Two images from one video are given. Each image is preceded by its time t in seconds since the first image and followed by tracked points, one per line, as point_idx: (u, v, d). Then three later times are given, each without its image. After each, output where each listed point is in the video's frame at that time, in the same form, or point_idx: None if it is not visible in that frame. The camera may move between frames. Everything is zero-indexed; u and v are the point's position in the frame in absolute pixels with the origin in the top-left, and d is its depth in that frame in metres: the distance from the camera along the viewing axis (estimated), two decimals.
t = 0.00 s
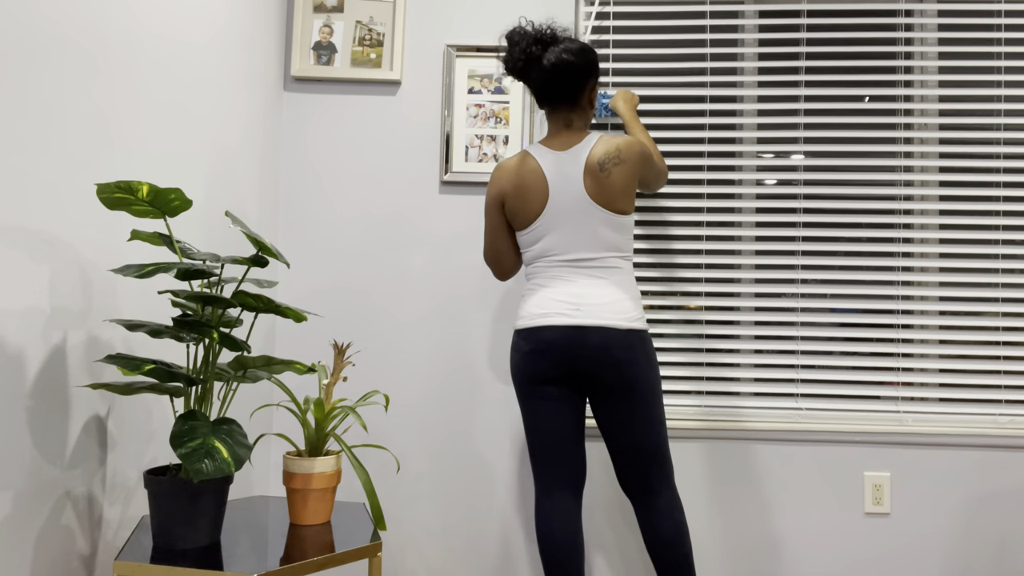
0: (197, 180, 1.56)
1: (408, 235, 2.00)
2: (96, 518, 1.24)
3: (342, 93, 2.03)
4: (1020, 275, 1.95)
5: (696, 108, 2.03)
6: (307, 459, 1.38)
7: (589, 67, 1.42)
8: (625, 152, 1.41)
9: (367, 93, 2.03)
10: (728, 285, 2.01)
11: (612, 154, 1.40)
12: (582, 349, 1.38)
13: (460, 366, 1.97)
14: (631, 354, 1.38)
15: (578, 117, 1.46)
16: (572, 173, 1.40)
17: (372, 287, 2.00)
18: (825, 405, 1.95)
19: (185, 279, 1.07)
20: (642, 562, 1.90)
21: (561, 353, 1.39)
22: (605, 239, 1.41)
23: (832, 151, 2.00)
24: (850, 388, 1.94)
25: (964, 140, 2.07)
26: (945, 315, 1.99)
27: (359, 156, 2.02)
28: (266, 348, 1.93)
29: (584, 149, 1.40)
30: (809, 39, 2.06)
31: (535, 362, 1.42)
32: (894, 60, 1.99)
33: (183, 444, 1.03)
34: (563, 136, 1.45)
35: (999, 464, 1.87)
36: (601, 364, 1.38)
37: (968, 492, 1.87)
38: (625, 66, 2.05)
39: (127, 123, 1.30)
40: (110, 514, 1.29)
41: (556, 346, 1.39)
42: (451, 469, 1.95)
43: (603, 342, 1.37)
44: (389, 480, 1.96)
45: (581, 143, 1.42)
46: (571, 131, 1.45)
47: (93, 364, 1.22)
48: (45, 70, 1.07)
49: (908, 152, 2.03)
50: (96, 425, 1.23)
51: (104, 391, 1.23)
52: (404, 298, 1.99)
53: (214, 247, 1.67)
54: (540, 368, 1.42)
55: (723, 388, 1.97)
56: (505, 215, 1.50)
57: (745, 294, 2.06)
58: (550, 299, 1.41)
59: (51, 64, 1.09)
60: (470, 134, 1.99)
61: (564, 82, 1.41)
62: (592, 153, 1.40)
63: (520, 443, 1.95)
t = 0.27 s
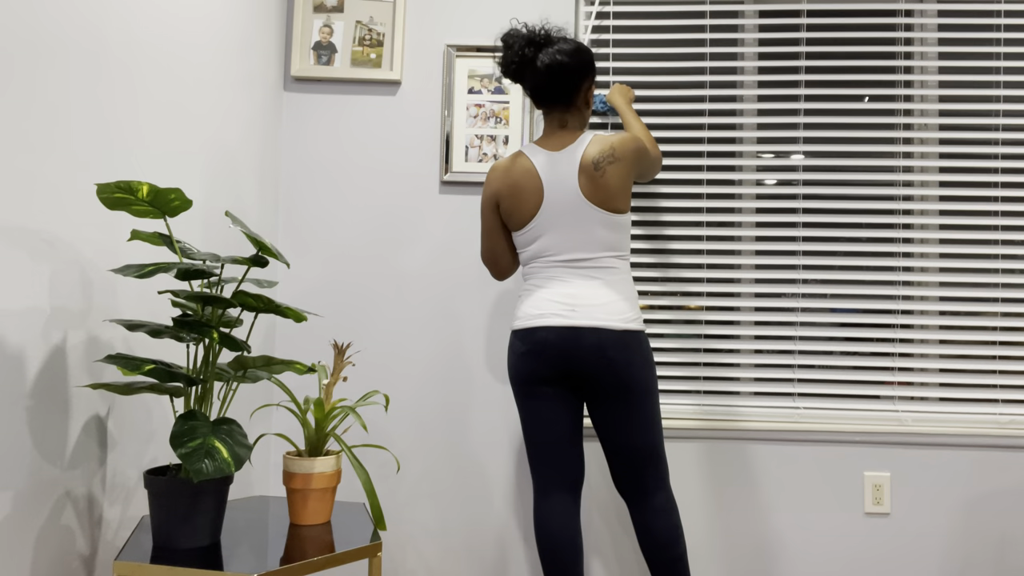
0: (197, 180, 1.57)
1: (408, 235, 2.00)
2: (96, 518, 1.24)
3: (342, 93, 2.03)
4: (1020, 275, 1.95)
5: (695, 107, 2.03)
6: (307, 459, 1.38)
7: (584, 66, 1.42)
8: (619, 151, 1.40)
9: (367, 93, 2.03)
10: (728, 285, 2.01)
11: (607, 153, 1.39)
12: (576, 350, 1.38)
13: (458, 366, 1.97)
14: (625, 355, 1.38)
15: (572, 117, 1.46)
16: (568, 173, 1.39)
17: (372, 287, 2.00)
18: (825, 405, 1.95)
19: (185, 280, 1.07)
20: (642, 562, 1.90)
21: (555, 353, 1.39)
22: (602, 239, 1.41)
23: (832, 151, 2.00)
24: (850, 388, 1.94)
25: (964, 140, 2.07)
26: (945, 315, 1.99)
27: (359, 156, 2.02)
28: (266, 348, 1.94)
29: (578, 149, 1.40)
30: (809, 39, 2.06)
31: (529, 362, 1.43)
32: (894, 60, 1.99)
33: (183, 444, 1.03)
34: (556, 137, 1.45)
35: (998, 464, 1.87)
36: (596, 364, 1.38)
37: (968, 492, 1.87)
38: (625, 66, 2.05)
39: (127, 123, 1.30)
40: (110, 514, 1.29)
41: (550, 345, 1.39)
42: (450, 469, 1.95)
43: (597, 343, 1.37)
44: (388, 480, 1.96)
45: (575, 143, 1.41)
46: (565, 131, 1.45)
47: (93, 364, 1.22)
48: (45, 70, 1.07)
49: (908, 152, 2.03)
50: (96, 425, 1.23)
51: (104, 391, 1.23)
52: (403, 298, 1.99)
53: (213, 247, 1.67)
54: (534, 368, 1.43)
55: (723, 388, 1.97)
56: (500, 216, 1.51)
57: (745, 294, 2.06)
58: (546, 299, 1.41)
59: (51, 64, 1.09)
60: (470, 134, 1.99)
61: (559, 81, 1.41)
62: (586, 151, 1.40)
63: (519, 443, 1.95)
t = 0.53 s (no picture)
0: (197, 180, 1.56)
1: (408, 235, 2.00)
2: (96, 518, 1.24)
3: (343, 93, 2.03)
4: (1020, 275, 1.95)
5: (695, 107, 2.03)
6: (307, 459, 1.38)
7: (587, 66, 1.42)
8: (620, 152, 1.41)
9: (366, 93, 2.03)
10: (728, 285, 2.01)
11: (608, 153, 1.40)
12: (578, 350, 1.38)
13: (459, 366, 1.97)
14: (627, 356, 1.38)
15: (575, 118, 1.46)
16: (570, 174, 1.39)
17: (372, 287, 2.00)
18: (825, 405, 1.95)
19: (185, 280, 1.07)
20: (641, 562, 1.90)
21: (557, 353, 1.39)
22: (603, 239, 1.41)
23: (832, 151, 2.00)
24: (851, 388, 1.94)
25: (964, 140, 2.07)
26: (945, 315, 1.99)
27: (359, 157, 2.02)
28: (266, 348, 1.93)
29: (581, 148, 1.40)
30: (809, 39, 2.06)
31: (531, 362, 1.43)
32: (894, 60, 1.99)
33: (183, 443, 1.03)
34: (559, 137, 1.45)
35: (999, 464, 1.87)
36: (597, 365, 1.38)
37: (968, 492, 1.87)
38: (625, 66, 2.05)
39: (127, 123, 1.29)
40: (110, 514, 1.29)
41: (551, 345, 1.39)
42: (450, 468, 1.95)
43: (598, 343, 1.37)
44: (388, 480, 1.96)
45: (578, 143, 1.41)
46: (568, 131, 1.46)
47: (93, 364, 1.22)
48: (45, 69, 1.07)
49: (908, 152, 2.03)
50: (96, 425, 1.23)
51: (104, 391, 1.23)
52: (404, 298, 1.99)
53: (213, 247, 1.67)
54: (536, 368, 1.43)
55: (723, 388, 1.97)
56: (502, 215, 1.51)
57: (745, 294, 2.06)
58: (548, 299, 1.42)
59: (51, 64, 1.09)
60: (470, 134, 1.99)
61: (562, 82, 1.41)
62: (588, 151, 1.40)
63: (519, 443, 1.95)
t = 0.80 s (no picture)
0: (197, 180, 1.57)
1: (408, 235, 2.00)
2: (96, 518, 1.24)
3: (343, 93, 2.03)
4: (1020, 275, 1.95)
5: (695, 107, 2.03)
6: (307, 459, 1.38)
7: (592, 67, 1.42)
8: (626, 152, 1.39)
9: (366, 93, 2.03)
10: (728, 285, 2.01)
11: (614, 153, 1.38)
12: (580, 349, 1.38)
13: (461, 366, 1.97)
14: (629, 355, 1.38)
15: (582, 119, 1.46)
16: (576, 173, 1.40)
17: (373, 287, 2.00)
18: (825, 405, 1.95)
19: (185, 280, 1.07)
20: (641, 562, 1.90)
21: (560, 353, 1.40)
22: (608, 240, 1.41)
23: (832, 151, 2.00)
24: (850, 388, 1.94)
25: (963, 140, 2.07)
26: (945, 315, 1.99)
27: (359, 157, 2.02)
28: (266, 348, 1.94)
29: (588, 148, 1.40)
30: (809, 39, 2.06)
31: (534, 362, 1.43)
32: (894, 60, 1.99)
33: (183, 444, 1.03)
34: (568, 136, 1.45)
35: (998, 464, 1.87)
36: (600, 365, 1.38)
37: (968, 492, 1.87)
38: (625, 66, 2.05)
39: (128, 122, 1.30)
40: (110, 514, 1.29)
41: (554, 345, 1.39)
42: (451, 468, 1.95)
43: (601, 343, 1.37)
44: (389, 480, 1.96)
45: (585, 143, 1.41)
46: (575, 132, 1.46)
47: (93, 364, 1.22)
48: (45, 70, 1.07)
49: (908, 152, 2.03)
50: (96, 425, 1.23)
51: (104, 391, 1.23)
52: (405, 298, 1.99)
53: (213, 247, 1.67)
54: (539, 367, 1.43)
55: (723, 388, 1.97)
56: (510, 214, 1.51)
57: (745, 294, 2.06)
58: (551, 299, 1.42)
59: (51, 64, 1.09)
60: (470, 134, 1.99)
61: (567, 85, 1.41)
62: (594, 151, 1.40)
63: (520, 443, 1.95)
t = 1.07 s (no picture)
0: (197, 179, 1.56)
1: (408, 235, 2.00)
2: (96, 518, 1.24)
3: (342, 93, 2.03)
4: (1020, 275, 1.95)
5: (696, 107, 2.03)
6: (307, 459, 1.38)
7: (600, 66, 1.42)
8: (637, 151, 1.40)
9: (366, 93, 2.03)
10: (728, 285, 2.01)
11: (625, 151, 1.39)
12: (589, 349, 1.38)
13: (465, 366, 1.97)
14: (638, 354, 1.38)
15: (590, 118, 1.47)
16: (585, 172, 1.40)
17: (375, 287, 2.00)
18: (825, 405, 1.95)
19: (185, 279, 1.07)
20: (642, 561, 1.90)
21: (569, 352, 1.39)
22: (617, 238, 1.41)
23: (832, 151, 2.00)
24: (850, 388, 1.94)
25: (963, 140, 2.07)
26: (945, 315, 1.99)
27: (359, 157, 2.02)
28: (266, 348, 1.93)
29: (597, 146, 1.41)
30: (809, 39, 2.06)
31: (542, 361, 1.43)
32: (894, 60, 1.99)
33: (183, 444, 1.03)
34: (576, 135, 1.45)
35: (998, 464, 1.87)
36: (608, 364, 1.38)
37: (968, 492, 1.87)
38: (625, 66, 2.05)
39: (127, 122, 1.29)
40: (110, 514, 1.29)
41: (563, 344, 1.39)
42: (454, 468, 1.95)
43: (610, 343, 1.37)
44: (392, 480, 1.96)
45: (596, 141, 1.42)
46: (584, 131, 1.46)
47: (93, 364, 1.22)
48: (44, 69, 1.07)
49: (908, 152, 2.03)
50: (96, 425, 1.23)
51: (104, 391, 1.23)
52: (407, 298, 1.99)
53: (213, 247, 1.67)
54: (547, 367, 1.42)
55: (723, 388, 1.97)
56: (517, 211, 1.51)
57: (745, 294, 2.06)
58: (560, 298, 1.41)
59: (51, 64, 1.09)
60: (470, 134, 1.99)
61: (575, 84, 1.41)
62: (605, 150, 1.40)
63: (522, 443, 1.95)
